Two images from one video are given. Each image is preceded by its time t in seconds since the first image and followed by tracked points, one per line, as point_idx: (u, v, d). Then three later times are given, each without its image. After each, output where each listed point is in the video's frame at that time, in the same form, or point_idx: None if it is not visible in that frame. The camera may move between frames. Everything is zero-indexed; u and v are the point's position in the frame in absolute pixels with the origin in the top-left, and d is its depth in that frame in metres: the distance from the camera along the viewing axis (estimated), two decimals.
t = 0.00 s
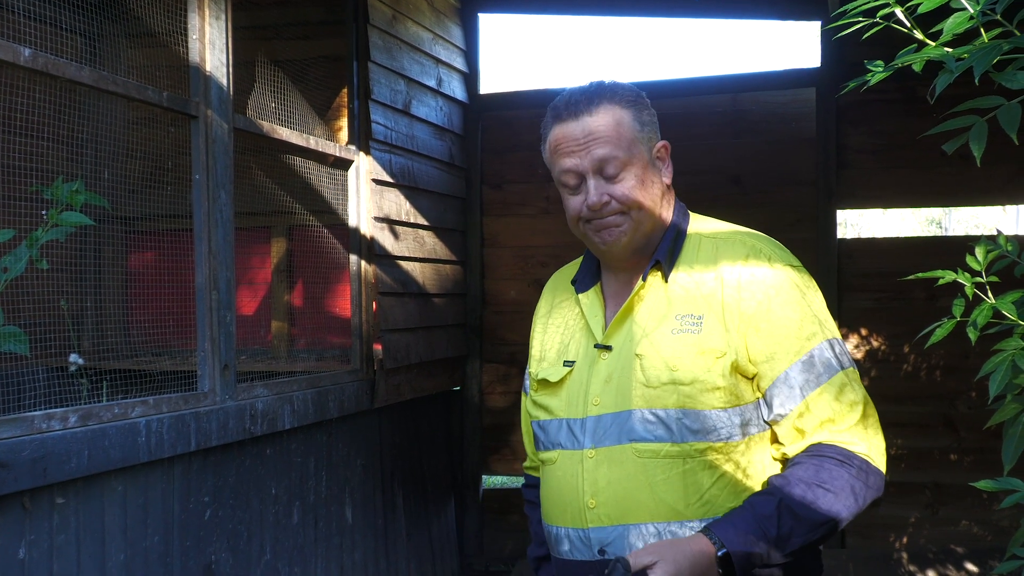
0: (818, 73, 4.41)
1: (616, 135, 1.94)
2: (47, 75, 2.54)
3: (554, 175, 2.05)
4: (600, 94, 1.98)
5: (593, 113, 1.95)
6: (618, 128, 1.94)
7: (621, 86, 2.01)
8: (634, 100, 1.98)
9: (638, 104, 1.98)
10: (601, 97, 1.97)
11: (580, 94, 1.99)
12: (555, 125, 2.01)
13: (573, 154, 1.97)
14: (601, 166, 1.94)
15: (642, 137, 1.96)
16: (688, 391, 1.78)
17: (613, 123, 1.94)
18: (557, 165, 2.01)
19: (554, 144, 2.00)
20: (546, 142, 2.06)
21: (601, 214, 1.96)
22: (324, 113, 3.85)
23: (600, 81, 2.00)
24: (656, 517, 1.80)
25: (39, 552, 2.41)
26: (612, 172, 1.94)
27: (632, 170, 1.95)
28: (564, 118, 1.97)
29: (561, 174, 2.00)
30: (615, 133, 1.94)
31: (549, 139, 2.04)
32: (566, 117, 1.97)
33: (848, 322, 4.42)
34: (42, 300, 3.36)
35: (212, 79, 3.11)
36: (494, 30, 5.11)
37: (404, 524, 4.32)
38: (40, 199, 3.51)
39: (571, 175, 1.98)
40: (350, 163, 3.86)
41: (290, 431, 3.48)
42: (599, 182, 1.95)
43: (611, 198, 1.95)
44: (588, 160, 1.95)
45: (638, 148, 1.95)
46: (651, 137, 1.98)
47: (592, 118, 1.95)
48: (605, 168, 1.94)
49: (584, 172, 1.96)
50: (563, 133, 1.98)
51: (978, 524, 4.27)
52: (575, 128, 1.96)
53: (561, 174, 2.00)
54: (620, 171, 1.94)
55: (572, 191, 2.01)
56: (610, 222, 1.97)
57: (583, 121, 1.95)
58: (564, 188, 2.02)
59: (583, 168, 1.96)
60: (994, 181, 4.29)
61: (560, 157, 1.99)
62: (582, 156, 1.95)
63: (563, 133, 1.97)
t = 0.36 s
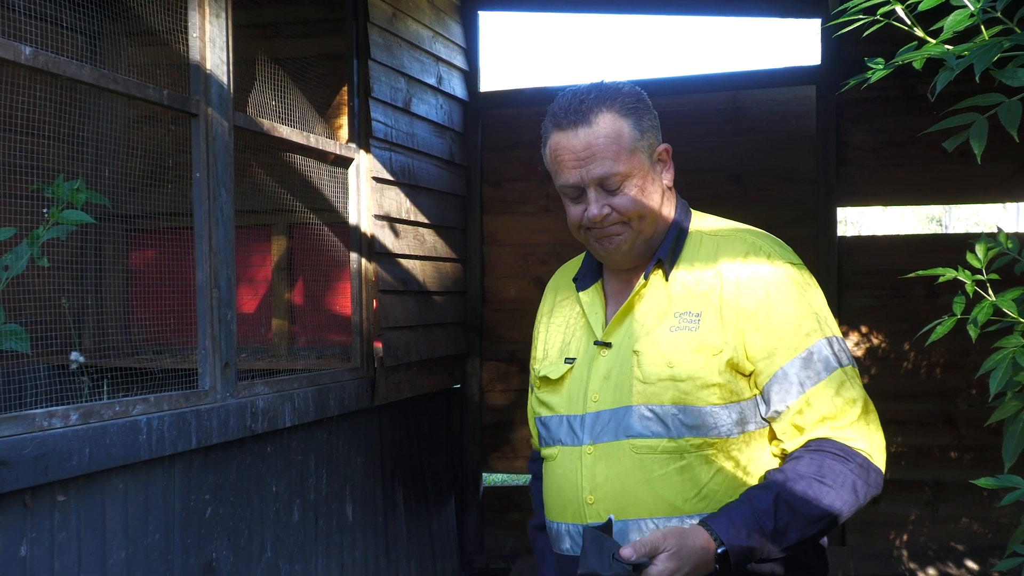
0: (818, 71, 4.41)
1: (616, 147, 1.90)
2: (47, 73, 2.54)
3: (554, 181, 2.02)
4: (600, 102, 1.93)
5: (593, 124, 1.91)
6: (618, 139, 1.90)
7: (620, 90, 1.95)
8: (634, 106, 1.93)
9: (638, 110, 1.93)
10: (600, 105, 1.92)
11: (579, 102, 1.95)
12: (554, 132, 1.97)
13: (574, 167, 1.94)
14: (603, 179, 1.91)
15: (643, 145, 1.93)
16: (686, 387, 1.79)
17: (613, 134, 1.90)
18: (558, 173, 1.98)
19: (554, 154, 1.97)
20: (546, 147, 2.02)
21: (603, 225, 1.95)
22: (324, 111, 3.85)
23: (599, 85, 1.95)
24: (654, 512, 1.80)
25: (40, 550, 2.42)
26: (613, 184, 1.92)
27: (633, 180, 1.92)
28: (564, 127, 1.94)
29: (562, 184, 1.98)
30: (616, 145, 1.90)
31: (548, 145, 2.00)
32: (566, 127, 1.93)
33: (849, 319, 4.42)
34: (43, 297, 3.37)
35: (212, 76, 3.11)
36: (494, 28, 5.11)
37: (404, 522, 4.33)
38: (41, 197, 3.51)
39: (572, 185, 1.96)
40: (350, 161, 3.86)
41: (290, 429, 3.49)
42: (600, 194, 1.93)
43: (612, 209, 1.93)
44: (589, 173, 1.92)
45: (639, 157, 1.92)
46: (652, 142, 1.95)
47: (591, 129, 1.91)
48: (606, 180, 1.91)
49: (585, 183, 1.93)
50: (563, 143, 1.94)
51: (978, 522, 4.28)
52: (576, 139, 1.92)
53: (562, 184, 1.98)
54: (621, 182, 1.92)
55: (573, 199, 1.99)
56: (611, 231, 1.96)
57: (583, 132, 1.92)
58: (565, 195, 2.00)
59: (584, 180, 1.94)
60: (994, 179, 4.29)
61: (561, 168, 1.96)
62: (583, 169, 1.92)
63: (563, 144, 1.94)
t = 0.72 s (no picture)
0: (820, 67, 4.41)
1: (616, 143, 1.89)
2: (49, 69, 2.54)
3: (553, 175, 2.02)
4: (602, 96, 1.91)
5: (593, 119, 1.90)
6: (619, 135, 1.89)
7: (623, 85, 1.94)
8: (636, 103, 1.92)
9: (641, 107, 1.92)
10: (602, 99, 1.91)
11: (582, 95, 1.93)
12: (555, 125, 1.95)
13: (572, 161, 1.93)
14: (601, 174, 1.91)
15: (643, 143, 1.93)
16: (686, 382, 1.79)
17: (614, 130, 1.89)
18: (556, 167, 1.98)
19: (554, 147, 1.95)
20: (546, 139, 2.01)
21: (600, 221, 1.95)
22: (325, 107, 3.85)
23: (602, 79, 1.94)
24: (657, 509, 1.79)
25: (42, 545, 2.42)
26: (612, 180, 1.91)
27: (632, 178, 1.92)
28: (565, 120, 1.92)
29: (560, 177, 1.97)
30: (616, 141, 1.89)
31: (548, 137, 1.99)
32: (567, 120, 1.92)
33: (849, 317, 4.42)
34: (45, 292, 3.38)
35: (213, 73, 3.11)
36: (495, 24, 5.11)
37: (405, 518, 4.33)
38: (41, 192, 3.51)
39: (571, 180, 1.95)
40: (352, 157, 3.85)
41: (291, 425, 3.49)
42: (598, 190, 1.93)
43: (610, 206, 1.93)
44: (588, 168, 1.91)
45: (638, 155, 1.92)
46: (652, 140, 1.95)
47: (592, 123, 1.90)
48: (604, 176, 1.91)
49: (583, 178, 1.93)
50: (563, 136, 1.93)
51: (978, 519, 4.28)
52: (576, 133, 1.91)
53: (561, 177, 1.97)
54: (620, 179, 1.91)
55: (571, 193, 1.98)
56: (608, 228, 1.96)
57: (583, 126, 1.90)
58: (564, 189, 1.99)
59: (582, 174, 1.93)
60: (995, 176, 4.29)
61: (560, 161, 1.95)
62: (582, 163, 1.92)
63: (563, 138, 1.93)
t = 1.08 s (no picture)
0: (820, 64, 4.41)
1: (623, 136, 1.90)
2: (48, 66, 2.54)
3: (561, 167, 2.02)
4: (611, 90, 1.91)
5: (601, 112, 1.90)
6: (627, 129, 1.90)
7: (634, 80, 1.94)
8: (645, 98, 1.92)
9: (651, 102, 1.92)
10: (612, 93, 1.91)
11: (592, 88, 1.94)
12: (564, 117, 1.96)
13: (579, 154, 1.93)
14: (607, 168, 1.91)
15: (651, 138, 1.93)
16: (689, 381, 1.79)
17: (622, 123, 1.90)
18: (564, 159, 1.98)
19: (562, 138, 1.96)
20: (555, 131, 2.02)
21: (605, 215, 1.95)
22: (325, 104, 3.85)
23: (613, 73, 1.94)
24: (657, 508, 1.80)
25: (42, 542, 2.43)
26: (618, 174, 1.92)
27: (639, 172, 1.92)
28: (574, 113, 1.93)
29: (567, 169, 1.98)
30: (624, 135, 1.90)
31: (557, 129, 1.99)
32: (576, 113, 1.93)
33: (849, 313, 4.42)
34: (45, 290, 3.39)
35: (213, 70, 3.11)
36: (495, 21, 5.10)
37: (405, 515, 4.33)
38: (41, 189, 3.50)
39: (577, 172, 1.96)
40: (352, 154, 3.87)
41: (291, 422, 3.49)
42: (603, 183, 1.94)
43: (615, 200, 1.94)
44: (594, 161, 1.92)
45: (646, 149, 1.92)
46: (661, 135, 1.95)
47: (601, 116, 1.90)
48: (610, 170, 1.91)
49: (590, 171, 1.93)
50: (571, 128, 1.93)
51: (978, 516, 4.28)
52: (584, 126, 1.91)
53: (568, 170, 1.98)
54: (626, 173, 1.92)
55: (578, 186, 1.99)
56: (613, 221, 1.97)
57: (592, 118, 1.91)
58: (570, 181, 2.00)
59: (588, 167, 1.93)
60: (996, 173, 4.29)
61: (568, 153, 1.95)
62: (589, 156, 1.92)
63: (571, 131, 1.93)
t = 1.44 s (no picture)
0: (820, 60, 4.40)
1: (618, 128, 1.89)
2: (49, 62, 2.54)
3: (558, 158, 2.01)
4: (610, 83, 1.91)
5: (599, 103, 1.89)
6: (622, 121, 1.89)
7: (634, 74, 1.94)
8: (644, 93, 1.92)
9: (649, 96, 1.91)
10: (610, 85, 1.91)
11: (591, 80, 1.93)
12: (563, 107, 1.95)
13: (574, 144, 1.92)
14: (600, 160, 1.90)
15: (648, 132, 1.91)
16: (689, 379, 1.78)
17: (618, 115, 1.89)
18: (560, 149, 1.97)
19: (559, 128, 1.95)
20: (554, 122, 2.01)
21: (598, 206, 1.94)
22: (325, 101, 3.86)
23: (614, 66, 1.93)
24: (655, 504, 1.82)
25: (43, 538, 2.43)
26: (611, 166, 1.90)
27: (633, 165, 1.91)
28: (572, 104, 1.93)
29: (563, 160, 1.97)
30: (619, 127, 1.88)
31: (556, 120, 1.99)
32: (573, 103, 1.92)
33: (849, 310, 4.42)
34: (46, 287, 3.38)
35: (213, 66, 3.10)
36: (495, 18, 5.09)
37: (406, 511, 4.33)
38: (41, 186, 3.51)
39: (571, 163, 1.95)
40: (352, 151, 3.86)
41: (292, 419, 3.49)
42: (597, 174, 1.92)
43: (608, 191, 1.92)
44: (588, 152, 1.91)
45: (641, 143, 1.90)
46: (659, 131, 1.93)
47: (597, 107, 1.90)
48: (603, 161, 1.90)
49: (584, 162, 1.92)
50: (568, 118, 1.93)
51: (978, 512, 4.28)
52: (579, 116, 1.91)
53: (564, 160, 1.97)
54: (619, 165, 1.90)
55: (573, 177, 1.98)
56: (606, 213, 1.95)
57: (588, 109, 1.90)
58: (566, 173, 1.99)
59: (582, 158, 1.92)
60: (997, 169, 4.29)
61: (563, 143, 1.95)
62: (583, 147, 1.91)
63: (567, 121, 1.92)
